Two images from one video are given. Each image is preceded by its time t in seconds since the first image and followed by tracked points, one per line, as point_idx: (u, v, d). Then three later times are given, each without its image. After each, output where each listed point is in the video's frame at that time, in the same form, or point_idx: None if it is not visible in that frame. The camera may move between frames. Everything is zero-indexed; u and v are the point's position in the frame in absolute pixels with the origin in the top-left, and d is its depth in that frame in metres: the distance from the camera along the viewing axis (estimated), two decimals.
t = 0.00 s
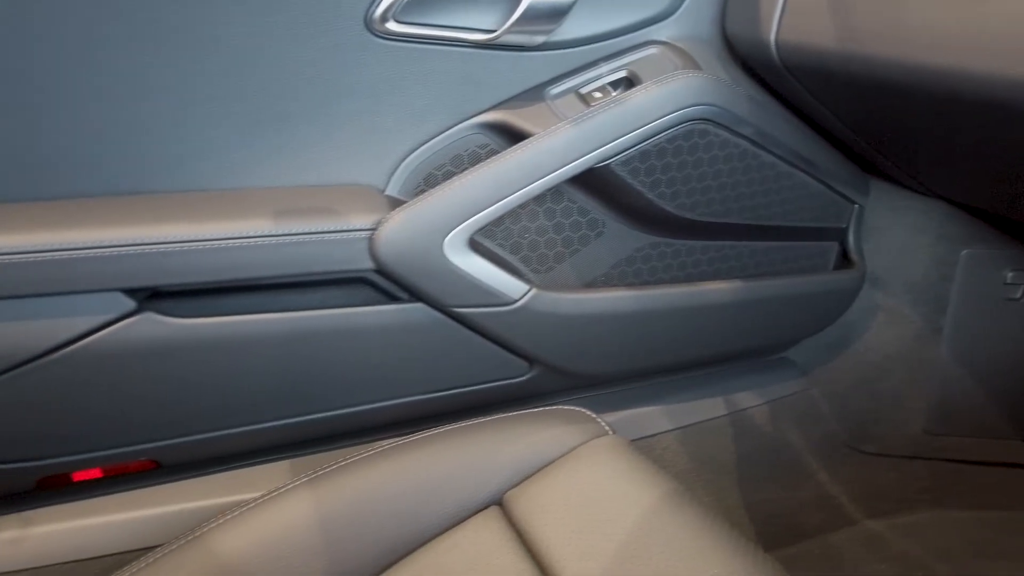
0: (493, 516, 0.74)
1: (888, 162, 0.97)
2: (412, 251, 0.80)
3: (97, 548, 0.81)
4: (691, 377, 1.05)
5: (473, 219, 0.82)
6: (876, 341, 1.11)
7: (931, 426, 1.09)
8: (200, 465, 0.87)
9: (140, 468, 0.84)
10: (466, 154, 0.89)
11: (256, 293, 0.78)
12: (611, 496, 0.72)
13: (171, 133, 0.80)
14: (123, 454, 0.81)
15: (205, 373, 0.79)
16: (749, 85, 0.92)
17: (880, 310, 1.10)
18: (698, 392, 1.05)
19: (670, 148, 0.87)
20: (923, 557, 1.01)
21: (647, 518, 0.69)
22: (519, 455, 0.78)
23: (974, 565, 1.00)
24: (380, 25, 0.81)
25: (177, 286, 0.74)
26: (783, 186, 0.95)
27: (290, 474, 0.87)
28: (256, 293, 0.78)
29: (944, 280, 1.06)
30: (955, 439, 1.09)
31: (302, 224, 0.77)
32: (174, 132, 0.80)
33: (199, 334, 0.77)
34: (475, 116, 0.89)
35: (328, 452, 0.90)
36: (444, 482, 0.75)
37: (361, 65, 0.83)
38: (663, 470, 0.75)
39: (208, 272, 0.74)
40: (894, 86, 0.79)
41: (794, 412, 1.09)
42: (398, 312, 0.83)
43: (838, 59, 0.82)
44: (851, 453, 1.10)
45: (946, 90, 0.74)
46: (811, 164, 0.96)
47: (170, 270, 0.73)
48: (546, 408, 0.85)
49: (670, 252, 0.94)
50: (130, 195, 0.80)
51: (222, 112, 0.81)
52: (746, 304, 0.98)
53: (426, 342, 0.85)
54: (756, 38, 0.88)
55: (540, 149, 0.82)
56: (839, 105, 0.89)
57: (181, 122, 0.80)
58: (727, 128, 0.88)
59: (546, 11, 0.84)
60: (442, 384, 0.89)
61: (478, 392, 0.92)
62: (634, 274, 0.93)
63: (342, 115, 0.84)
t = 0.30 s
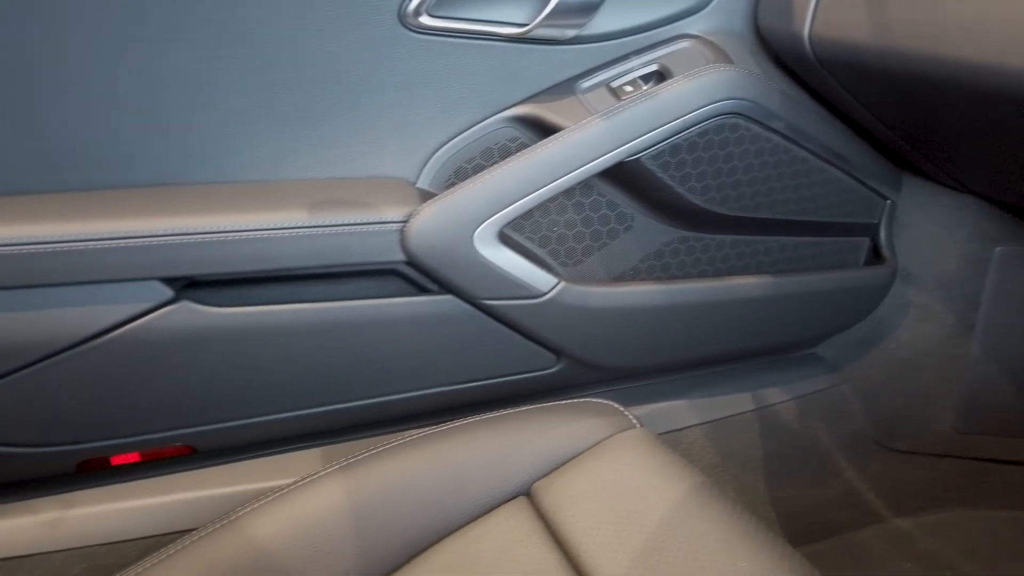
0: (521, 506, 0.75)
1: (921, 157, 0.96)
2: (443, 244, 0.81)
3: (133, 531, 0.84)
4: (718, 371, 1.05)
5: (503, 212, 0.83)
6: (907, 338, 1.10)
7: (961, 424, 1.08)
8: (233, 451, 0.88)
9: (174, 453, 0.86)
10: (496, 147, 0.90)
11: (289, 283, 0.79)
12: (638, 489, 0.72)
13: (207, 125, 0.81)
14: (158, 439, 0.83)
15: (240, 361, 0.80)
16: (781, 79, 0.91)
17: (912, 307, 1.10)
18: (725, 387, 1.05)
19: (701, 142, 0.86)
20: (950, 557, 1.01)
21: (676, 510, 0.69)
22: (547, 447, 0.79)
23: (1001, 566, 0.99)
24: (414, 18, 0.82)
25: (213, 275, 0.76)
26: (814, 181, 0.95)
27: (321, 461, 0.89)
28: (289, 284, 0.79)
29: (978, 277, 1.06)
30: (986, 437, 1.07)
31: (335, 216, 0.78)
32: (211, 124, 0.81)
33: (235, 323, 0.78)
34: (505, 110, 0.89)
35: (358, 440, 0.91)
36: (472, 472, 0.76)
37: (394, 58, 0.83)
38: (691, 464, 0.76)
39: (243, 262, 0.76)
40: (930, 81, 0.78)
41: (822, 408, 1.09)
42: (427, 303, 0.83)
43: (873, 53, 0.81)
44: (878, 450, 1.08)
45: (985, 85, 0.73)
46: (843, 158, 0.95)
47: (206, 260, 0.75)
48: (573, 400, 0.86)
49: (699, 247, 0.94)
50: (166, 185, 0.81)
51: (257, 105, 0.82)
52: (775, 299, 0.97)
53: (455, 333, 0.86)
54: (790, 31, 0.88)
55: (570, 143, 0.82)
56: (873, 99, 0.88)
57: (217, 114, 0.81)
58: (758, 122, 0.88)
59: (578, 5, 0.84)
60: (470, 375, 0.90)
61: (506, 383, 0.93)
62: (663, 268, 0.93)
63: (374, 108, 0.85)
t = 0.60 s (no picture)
0: (544, 495, 0.75)
1: (952, 150, 0.95)
2: (468, 234, 0.82)
3: (162, 513, 0.85)
4: (742, 364, 1.05)
5: (529, 203, 0.83)
6: (936, 332, 1.10)
7: (990, 420, 1.05)
8: (260, 437, 0.90)
9: (201, 438, 0.87)
10: (523, 138, 0.90)
11: (316, 272, 0.80)
12: (663, 481, 0.72)
13: (236, 116, 0.82)
14: (187, 424, 0.85)
15: (268, 348, 0.81)
16: (810, 70, 0.90)
17: (941, 302, 1.09)
18: (749, 380, 1.05)
19: (728, 134, 0.86)
20: (978, 555, 0.96)
21: (699, 502, 0.69)
22: (570, 437, 0.79)
23: None
24: (442, 10, 0.82)
25: (242, 263, 0.76)
26: (842, 174, 0.94)
27: (347, 448, 0.91)
28: (316, 273, 0.80)
29: (1006, 271, 1.06)
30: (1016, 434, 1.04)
31: (362, 205, 0.79)
32: (241, 114, 0.82)
33: (263, 311, 0.79)
34: (532, 101, 0.89)
35: (383, 427, 0.93)
36: (496, 461, 0.77)
37: (422, 49, 0.84)
38: (714, 456, 0.76)
39: (271, 251, 0.76)
40: (962, 75, 0.77)
41: (846, 402, 1.09)
42: (452, 293, 0.84)
43: (904, 45, 0.80)
44: (905, 447, 1.07)
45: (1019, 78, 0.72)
46: (872, 151, 0.94)
47: (236, 248, 0.75)
48: (596, 391, 0.86)
49: (724, 239, 0.93)
50: (197, 174, 0.83)
51: (287, 95, 0.83)
52: (800, 293, 0.97)
53: (479, 323, 0.87)
54: (820, 22, 0.87)
55: (597, 133, 0.82)
56: (904, 92, 0.87)
57: (246, 104, 0.82)
58: (786, 114, 0.87)
59: None
60: (495, 364, 0.91)
61: (529, 373, 0.93)
62: (687, 260, 0.93)
63: (402, 99, 0.86)
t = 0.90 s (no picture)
0: (575, 480, 0.76)
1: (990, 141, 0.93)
2: (500, 221, 0.82)
3: (198, 491, 0.87)
4: (772, 355, 1.04)
5: (560, 190, 0.83)
6: (968, 325, 1.07)
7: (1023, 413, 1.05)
8: (293, 419, 0.91)
9: (237, 419, 0.89)
10: (554, 125, 0.91)
11: (350, 257, 0.81)
12: (693, 468, 0.72)
13: (272, 102, 0.83)
14: (223, 404, 0.86)
15: (303, 330, 0.83)
16: (846, 58, 0.89)
17: (975, 293, 1.06)
18: (778, 370, 1.04)
19: (762, 122, 0.85)
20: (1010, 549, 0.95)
21: (730, 489, 0.70)
22: (600, 424, 0.80)
23: None
24: None
25: (279, 247, 0.77)
26: (877, 163, 0.93)
27: (378, 431, 0.92)
28: (350, 258, 0.81)
29: None
30: None
31: (397, 191, 0.80)
32: (277, 100, 0.83)
33: (298, 295, 0.80)
34: (564, 88, 0.89)
35: (413, 412, 0.94)
36: (526, 446, 0.78)
37: (456, 35, 0.84)
38: (745, 444, 0.76)
39: (306, 236, 0.77)
40: (1003, 63, 0.76)
41: (877, 394, 1.08)
42: (483, 280, 0.85)
43: (944, 32, 0.79)
44: (937, 440, 1.07)
45: None
46: (908, 140, 0.93)
47: (273, 232, 0.76)
48: (624, 378, 0.87)
49: (756, 228, 0.93)
50: (234, 160, 0.84)
51: (322, 81, 0.84)
52: (833, 283, 0.96)
53: (510, 309, 0.88)
54: (856, 9, 0.86)
55: (630, 120, 0.82)
56: (942, 80, 0.86)
57: (283, 90, 0.83)
58: (821, 102, 0.86)
59: None
60: (524, 351, 0.92)
61: (558, 360, 0.94)
62: (718, 249, 0.93)
63: (435, 85, 0.86)
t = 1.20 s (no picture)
0: (606, 459, 0.76)
1: None
2: (534, 199, 0.82)
3: (234, 463, 0.89)
4: (805, 339, 1.04)
5: (594, 169, 0.82)
6: (1010, 311, 1.05)
7: None
8: (326, 394, 0.93)
9: (274, 394, 0.90)
10: (589, 105, 0.90)
11: (385, 235, 0.82)
12: (725, 448, 0.72)
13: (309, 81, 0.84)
14: (260, 378, 0.88)
15: (338, 307, 0.84)
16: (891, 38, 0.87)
17: (1016, 280, 1.05)
18: (812, 355, 1.03)
19: (801, 102, 0.84)
20: None
21: (763, 471, 0.69)
22: (631, 404, 0.80)
23: None
24: None
25: (316, 223, 0.78)
26: (918, 145, 0.91)
27: (409, 408, 0.93)
28: (385, 236, 0.82)
29: None
30: None
31: (432, 169, 0.80)
32: (313, 79, 0.83)
33: (334, 271, 0.81)
34: (599, 68, 0.88)
35: (444, 389, 0.95)
36: (557, 424, 0.79)
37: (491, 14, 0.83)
38: (778, 427, 0.75)
39: (341, 213, 0.78)
40: None
41: (912, 380, 1.07)
42: (516, 259, 0.85)
43: (993, 10, 0.77)
44: (971, 428, 1.05)
45: None
46: (951, 122, 0.91)
47: (310, 209, 0.77)
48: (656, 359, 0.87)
49: (792, 211, 0.92)
50: (270, 138, 0.84)
51: (356, 60, 0.83)
52: (869, 267, 0.95)
53: (542, 288, 0.88)
54: None
55: (666, 100, 0.81)
56: (990, 61, 0.84)
57: (318, 69, 0.83)
58: (862, 82, 0.85)
59: None
60: (555, 330, 0.92)
61: (589, 340, 0.94)
62: (753, 231, 0.92)
63: (470, 65, 0.85)
